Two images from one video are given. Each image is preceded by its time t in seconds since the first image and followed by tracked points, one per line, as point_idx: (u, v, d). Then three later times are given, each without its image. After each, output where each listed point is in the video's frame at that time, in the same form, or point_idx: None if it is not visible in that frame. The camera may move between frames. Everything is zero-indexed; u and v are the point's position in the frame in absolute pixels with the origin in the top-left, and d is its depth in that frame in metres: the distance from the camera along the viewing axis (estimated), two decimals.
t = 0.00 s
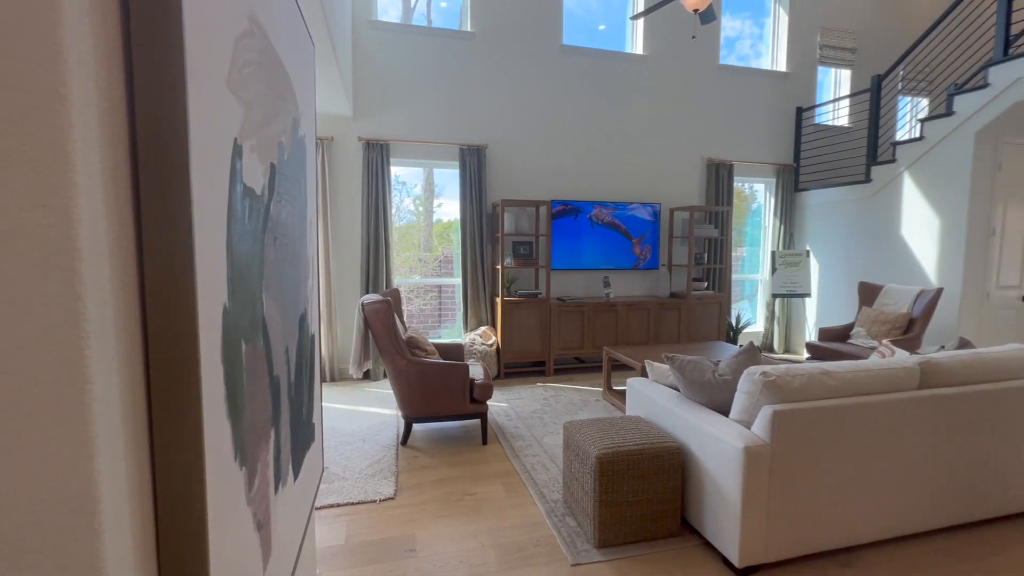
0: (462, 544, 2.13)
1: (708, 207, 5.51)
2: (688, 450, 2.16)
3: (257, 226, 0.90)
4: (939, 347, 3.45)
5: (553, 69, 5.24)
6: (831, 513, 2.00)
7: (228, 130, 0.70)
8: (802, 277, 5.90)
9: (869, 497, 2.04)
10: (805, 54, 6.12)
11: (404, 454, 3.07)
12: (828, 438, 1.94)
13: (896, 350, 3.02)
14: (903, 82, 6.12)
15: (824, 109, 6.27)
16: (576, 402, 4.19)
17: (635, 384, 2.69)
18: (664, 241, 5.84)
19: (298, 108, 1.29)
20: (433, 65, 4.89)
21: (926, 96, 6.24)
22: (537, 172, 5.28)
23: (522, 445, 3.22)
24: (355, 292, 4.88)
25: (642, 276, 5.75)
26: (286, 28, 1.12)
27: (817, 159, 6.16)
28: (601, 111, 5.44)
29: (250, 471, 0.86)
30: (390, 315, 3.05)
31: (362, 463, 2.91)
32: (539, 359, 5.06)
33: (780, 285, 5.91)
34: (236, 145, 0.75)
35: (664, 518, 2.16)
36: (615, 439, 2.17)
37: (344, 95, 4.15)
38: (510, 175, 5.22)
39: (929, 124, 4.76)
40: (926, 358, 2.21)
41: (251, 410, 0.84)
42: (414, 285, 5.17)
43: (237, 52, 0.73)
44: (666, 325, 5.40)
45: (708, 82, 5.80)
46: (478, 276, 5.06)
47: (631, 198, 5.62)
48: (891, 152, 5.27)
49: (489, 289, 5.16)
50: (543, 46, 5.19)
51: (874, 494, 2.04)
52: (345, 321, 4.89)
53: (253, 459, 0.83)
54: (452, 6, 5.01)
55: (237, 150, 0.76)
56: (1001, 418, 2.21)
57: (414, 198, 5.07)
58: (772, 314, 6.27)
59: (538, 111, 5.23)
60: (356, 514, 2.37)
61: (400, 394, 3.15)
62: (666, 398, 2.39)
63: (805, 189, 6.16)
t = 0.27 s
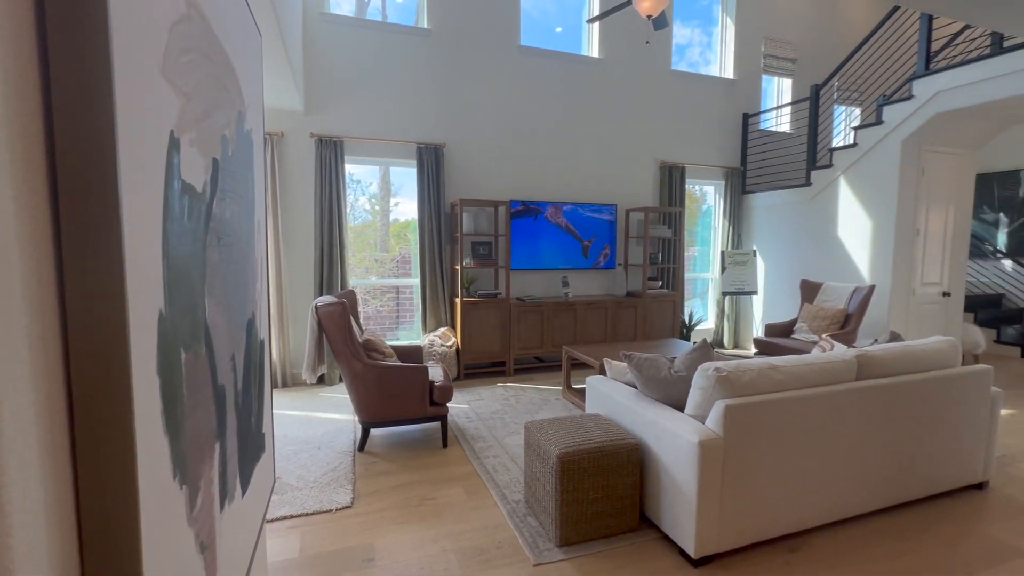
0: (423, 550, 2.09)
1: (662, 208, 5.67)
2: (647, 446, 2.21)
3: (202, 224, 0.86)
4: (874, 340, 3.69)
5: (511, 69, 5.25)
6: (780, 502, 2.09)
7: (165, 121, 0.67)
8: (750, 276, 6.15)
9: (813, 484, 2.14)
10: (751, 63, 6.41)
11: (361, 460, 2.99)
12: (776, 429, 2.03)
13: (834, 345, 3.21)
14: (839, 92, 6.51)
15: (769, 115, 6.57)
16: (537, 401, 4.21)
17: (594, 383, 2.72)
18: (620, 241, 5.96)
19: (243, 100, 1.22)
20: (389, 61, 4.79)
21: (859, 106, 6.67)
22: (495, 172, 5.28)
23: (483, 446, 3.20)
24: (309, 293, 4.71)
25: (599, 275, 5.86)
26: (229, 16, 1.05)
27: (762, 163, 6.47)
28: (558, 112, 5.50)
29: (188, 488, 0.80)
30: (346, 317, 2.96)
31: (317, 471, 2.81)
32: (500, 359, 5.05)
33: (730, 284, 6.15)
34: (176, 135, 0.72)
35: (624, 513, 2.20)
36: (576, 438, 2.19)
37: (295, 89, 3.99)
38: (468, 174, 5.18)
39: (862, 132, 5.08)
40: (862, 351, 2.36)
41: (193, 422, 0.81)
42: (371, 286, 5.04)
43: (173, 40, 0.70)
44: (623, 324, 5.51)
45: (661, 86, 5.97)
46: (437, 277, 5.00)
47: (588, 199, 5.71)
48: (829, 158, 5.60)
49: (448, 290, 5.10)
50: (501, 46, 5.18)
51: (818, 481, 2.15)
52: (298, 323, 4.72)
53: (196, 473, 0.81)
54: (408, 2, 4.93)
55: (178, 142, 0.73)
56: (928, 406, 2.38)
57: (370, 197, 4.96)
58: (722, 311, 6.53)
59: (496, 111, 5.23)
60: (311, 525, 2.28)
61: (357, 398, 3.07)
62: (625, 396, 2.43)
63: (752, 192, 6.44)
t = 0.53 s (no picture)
0: (386, 557, 2.04)
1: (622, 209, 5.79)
2: (610, 443, 2.24)
3: (144, 218, 0.83)
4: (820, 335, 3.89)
5: (472, 68, 5.22)
6: (738, 492, 2.17)
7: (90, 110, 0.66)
8: (705, 274, 6.37)
9: (768, 474, 2.23)
10: (705, 68, 6.63)
11: (321, 467, 2.89)
12: (734, 422, 2.10)
13: (785, 339, 3.36)
14: (786, 99, 6.81)
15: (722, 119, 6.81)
16: (501, 401, 4.21)
17: (558, 381, 2.74)
18: (581, 241, 6.04)
19: (188, 89, 1.16)
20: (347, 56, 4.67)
21: (804, 113, 7.02)
22: (457, 171, 5.24)
23: (447, 448, 3.16)
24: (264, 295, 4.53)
25: (562, 275, 5.91)
26: None
27: (715, 166, 6.71)
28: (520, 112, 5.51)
29: (126, 505, 0.74)
30: (303, 319, 2.86)
31: (274, 480, 2.70)
32: (463, 360, 5.01)
33: (687, 282, 6.33)
34: (107, 122, 0.70)
35: (589, 510, 2.22)
36: (540, 437, 2.20)
37: (246, 81, 3.82)
38: (430, 173, 5.12)
39: (808, 137, 5.34)
40: (811, 345, 2.47)
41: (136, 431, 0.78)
42: (329, 287, 4.89)
43: (100, 25, 0.68)
44: (585, 322, 5.59)
45: (620, 89, 6.08)
46: (398, 277, 4.91)
47: (550, 199, 5.75)
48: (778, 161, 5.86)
49: (410, 291, 5.02)
50: (462, 44, 5.15)
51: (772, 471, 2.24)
52: (251, 326, 4.53)
53: (138, 486, 0.79)
54: None
55: (109, 130, 0.71)
56: (869, 396, 2.53)
57: (328, 196, 4.81)
58: (680, 309, 6.71)
59: (457, 109, 5.19)
60: (268, 536, 2.19)
61: (316, 402, 2.96)
62: (588, 393, 2.45)
63: (707, 194, 6.66)
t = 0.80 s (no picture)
0: (352, 564, 1.99)
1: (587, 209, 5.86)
2: (577, 440, 2.26)
3: (87, 217, 0.78)
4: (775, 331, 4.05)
5: (436, 66, 5.17)
6: (701, 485, 2.22)
7: (27, 103, 0.61)
8: (667, 273, 6.54)
9: (728, 466, 2.30)
10: (666, 72, 6.80)
11: (282, 474, 2.80)
12: (696, 417, 2.16)
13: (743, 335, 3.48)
14: (742, 105, 7.05)
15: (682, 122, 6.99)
16: (468, 401, 4.18)
17: (525, 380, 2.74)
18: (547, 240, 6.08)
19: (135, 79, 1.10)
20: (307, 50, 4.53)
21: (759, 118, 7.28)
22: (422, 170, 5.18)
23: (414, 450, 3.11)
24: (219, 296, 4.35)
25: (528, 274, 5.94)
26: None
27: (676, 167, 6.89)
28: (485, 111, 5.49)
29: (68, 522, 0.69)
30: (261, 321, 2.76)
31: (232, 489, 2.59)
32: (430, 361, 4.96)
33: (649, 281, 6.47)
34: (44, 115, 0.66)
35: (557, 508, 2.23)
36: (508, 436, 2.20)
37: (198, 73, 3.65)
38: (394, 172, 5.04)
39: (763, 140, 5.55)
40: (767, 341, 2.57)
41: (79, 444, 0.74)
42: (290, 288, 4.74)
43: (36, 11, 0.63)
44: (551, 321, 5.63)
45: (585, 90, 6.15)
46: (362, 277, 4.81)
47: (516, 199, 5.76)
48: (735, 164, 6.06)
49: (374, 291, 4.93)
50: (426, 42, 5.09)
51: (732, 463, 2.31)
52: (206, 330, 4.34)
53: (80, 501, 0.74)
54: None
55: (47, 123, 0.66)
56: (821, 388, 2.65)
57: (288, 194, 4.66)
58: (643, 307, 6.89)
59: (422, 107, 5.12)
60: (226, 548, 2.10)
61: (276, 407, 2.87)
62: (556, 392, 2.47)
63: (668, 195, 6.83)
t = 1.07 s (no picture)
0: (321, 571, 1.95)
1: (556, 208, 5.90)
2: (549, 439, 2.27)
3: (30, 216, 0.73)
4: (738, 328, 4.18)
5: (404, 63, 5.10)
6: (669, 479, 2.27)
7: None
8: (635, 272, 6.65)
9: (696, 460, 2.36)
10: (633, 75, 6.92)
11: (246, 482, 2.70)
12: (665, 413, 2.20)
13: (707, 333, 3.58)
14: (705, 109, 7.24)
15: (649, 124, 7.13)
16: (439, 402, 4.15)
17: (497, 380, 2.74)
18: (518, 240, 6.10)
19: (82, 68, 1.04)
20: (269, 44, 4.39)
21: (721, 121, 7.50)
22: (391, 168, 5.11)
23: (385, 453, 3.06)
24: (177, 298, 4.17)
25: (498, 274, 5.94)
26: None
27: (644, 169, 7.02)
28: (455, 110, 5.45)
29: (11, 541, 0.65)
30: (223, 323, 2.66)
31: (193, 499, 2.49)
32: (399, 362, 4.90)
33: (618, 280, 6.56)
34: None
35: (530, 506, 2.24)
36: (480, 436, 2.19)
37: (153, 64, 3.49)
38: (361, 170, 4.94)
39: (726, 143, 5.72)
40: (731, 337, 2.65)
41: (21, 455, 0.69)
42: (253, 289, 4.59)
43: None
44: (522, 320, 5.64)
45: (554, 91, 6.19)
46: (329, 278, 4.71)
47: (486, 199, 5.75)
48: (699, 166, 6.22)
49: (342, 292, 4.83)
50: (394, 38, 5.02)
51: (699, 457, 2.37)
52: (163, 333, 4.16)
53: (26, 516, 0.69)
54: None
55: None
56: (781, 382, 2.75)
57: (250, 192, 4.51)
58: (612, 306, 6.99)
59: (390, 105, 5.05)
60: (186, 561, 2.01)
61: (239, 413, 2.77)
62: (527, 391, 2.47)
63: (636, 195, 6.95)
